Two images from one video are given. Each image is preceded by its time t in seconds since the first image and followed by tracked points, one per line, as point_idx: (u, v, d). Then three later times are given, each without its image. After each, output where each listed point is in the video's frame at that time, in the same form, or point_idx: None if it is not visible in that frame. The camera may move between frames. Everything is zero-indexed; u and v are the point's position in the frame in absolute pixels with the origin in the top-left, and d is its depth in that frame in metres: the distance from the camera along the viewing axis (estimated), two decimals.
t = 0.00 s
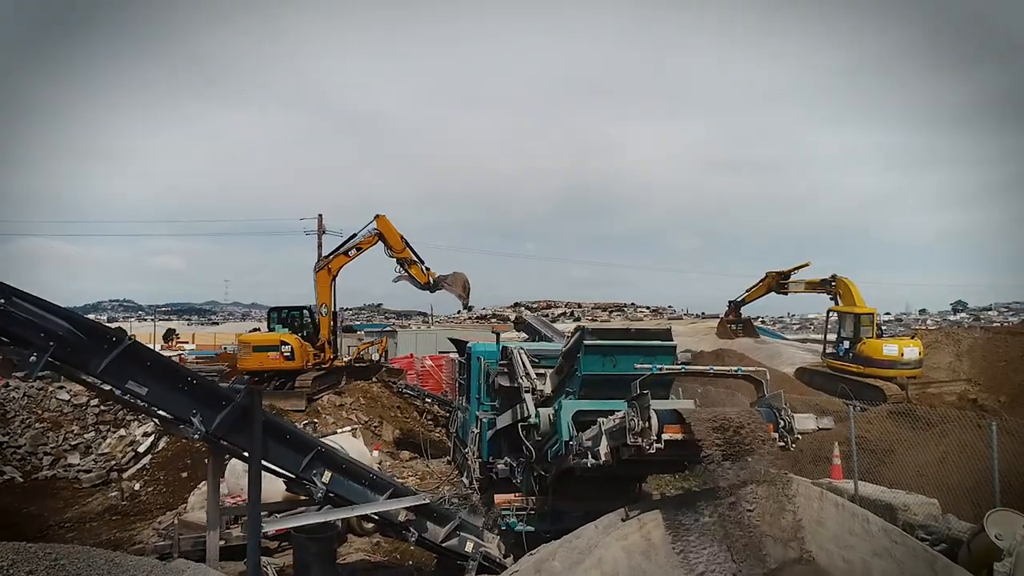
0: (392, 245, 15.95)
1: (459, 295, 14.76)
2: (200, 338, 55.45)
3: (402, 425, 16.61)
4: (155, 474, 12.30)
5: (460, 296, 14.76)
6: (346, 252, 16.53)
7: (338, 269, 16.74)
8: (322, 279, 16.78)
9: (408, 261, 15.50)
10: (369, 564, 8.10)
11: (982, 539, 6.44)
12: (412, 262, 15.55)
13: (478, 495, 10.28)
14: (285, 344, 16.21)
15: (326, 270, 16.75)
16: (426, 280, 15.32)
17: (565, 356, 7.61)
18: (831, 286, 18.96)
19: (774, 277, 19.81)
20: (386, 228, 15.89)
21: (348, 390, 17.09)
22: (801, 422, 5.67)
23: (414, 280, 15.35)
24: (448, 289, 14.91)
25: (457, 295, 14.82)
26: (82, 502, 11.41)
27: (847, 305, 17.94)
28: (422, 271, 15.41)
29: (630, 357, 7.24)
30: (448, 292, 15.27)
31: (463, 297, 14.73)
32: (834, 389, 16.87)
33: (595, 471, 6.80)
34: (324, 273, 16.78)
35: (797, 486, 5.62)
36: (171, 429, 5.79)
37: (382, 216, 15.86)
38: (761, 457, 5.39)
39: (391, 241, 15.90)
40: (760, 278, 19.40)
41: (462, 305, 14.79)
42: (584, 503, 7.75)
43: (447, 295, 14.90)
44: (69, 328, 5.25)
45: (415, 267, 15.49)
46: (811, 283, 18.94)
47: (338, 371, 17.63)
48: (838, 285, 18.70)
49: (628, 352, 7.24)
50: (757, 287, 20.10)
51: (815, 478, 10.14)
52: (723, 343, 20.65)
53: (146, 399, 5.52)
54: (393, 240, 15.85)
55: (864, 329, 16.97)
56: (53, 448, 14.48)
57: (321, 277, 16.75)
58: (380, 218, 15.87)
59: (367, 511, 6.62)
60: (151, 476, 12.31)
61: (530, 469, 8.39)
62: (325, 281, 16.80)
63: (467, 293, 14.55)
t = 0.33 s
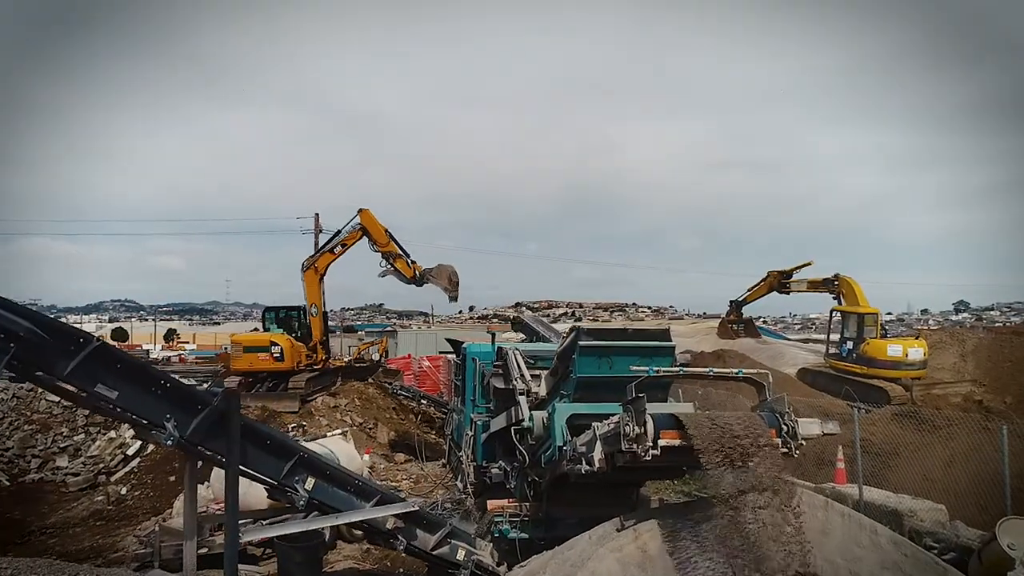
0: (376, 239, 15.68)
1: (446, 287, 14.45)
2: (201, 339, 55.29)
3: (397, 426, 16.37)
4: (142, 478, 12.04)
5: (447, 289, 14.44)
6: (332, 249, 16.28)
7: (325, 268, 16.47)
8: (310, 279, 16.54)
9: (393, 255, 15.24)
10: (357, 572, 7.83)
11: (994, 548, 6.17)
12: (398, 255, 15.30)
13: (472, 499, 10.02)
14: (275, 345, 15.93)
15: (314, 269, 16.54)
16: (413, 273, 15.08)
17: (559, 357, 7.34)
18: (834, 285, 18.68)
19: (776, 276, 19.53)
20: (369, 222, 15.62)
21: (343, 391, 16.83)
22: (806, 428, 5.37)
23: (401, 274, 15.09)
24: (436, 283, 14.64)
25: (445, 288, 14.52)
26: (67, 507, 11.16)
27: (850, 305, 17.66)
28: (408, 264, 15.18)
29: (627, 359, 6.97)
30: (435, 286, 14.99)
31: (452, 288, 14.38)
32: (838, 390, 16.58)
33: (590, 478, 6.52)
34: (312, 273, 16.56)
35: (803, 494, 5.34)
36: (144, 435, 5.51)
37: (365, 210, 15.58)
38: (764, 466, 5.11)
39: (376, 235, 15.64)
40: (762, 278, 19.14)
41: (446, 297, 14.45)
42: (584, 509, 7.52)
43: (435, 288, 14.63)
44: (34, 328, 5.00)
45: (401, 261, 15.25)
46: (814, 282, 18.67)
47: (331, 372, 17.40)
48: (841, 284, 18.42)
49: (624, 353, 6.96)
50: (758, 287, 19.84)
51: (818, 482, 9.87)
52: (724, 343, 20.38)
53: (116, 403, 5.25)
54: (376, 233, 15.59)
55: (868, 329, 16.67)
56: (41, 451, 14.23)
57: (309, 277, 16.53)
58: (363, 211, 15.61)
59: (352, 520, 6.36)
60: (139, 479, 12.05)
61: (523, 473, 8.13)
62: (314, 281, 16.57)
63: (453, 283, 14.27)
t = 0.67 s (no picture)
0: (355, 233, 15.47)
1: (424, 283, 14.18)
2: (199, 339, 55.11)
3: (391, 428, 16.18)
4: (129, 481, 11.79)
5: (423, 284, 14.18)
6: (314, 246, 16.06)
7: (309, 266, 16.22)
8: (296, 279, 16.30)
9: (371, 249, 15.03)
10: None
11: (1002, 557, 5.95)
12: (376, 250, 15.09)
13: (464, 503, 9.79)
14: (260, 345, 15.66)
15: (298, 269, 16.30)
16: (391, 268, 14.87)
17: (550, 359, 7.10)
18: (835, 285, 18.43)
19: (776, 275, 19.28)
20: (348, 216, 15.42)
21: (336, 392, 16.61)
22: (805, 433, 5.10)
23: (380, 269, 14.91)
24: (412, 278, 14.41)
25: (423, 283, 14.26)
26: (51, 511, 10.90)
27: (851, 304, 17.41)
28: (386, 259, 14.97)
29: (619, 360, 6.72)
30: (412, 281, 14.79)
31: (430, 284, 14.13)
32: (839, 391, 16.34)
33: (581, 483, 6.27)
34: (296, 273, 16.30)
35: (801, 503, 5.14)
36: (114, 441, 5.27)
37: (344, 204, 15.37)
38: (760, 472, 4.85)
39: (354, 229, 15.43)
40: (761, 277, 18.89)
41: (422, 292, 14.17)
42: (576, 512, 7.29)
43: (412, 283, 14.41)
44: None
45: (380, 255, 15.04)
46: (814, 281, 18.42)
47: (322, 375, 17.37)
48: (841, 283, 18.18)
49: (618, 355, 6.72)
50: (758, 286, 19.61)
51: (819, 486, 9.64)
52: (723, 343, 20.13)
53: (82, 408, 5.01)
54: (355, 228, 15.38)
55: (869, 329, 16.39)
56: (28, 453, 13.99)
57: (294, 278, 16.27)
58: (343, 205, 15.41)
59: (333, 527, 6.14)
60: (125, 482, 11.81)
61: (514, 478, 7.89)
62: (299, 281, 16.31)
63: (429, 276, 13.96)
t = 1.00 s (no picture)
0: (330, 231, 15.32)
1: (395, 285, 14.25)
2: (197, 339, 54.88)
3: (384, 429, 16.02)
4: (115, 484, 11.56)
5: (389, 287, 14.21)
6: (294, 245, 15.89)
7: (292, 266, 16.06)
8: (280, 279, 16.12)
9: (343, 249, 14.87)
10: None
11: (1004, 564, 5.78)
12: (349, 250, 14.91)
13: (454, 506, 9.60)
14: (242, 345, 15.37)
15: (283, 269, 16.13)
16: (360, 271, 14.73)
17: (539, 360, 6.89)
18: (834, 284, 18.22)
19: (775, 274, 19.06)
20: (324, 213, 15.25)
21: (329, 392, 16.43)
22: (799, 437, 4.89)
23: (349, 269, 14.74)
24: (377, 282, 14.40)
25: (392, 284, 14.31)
26: (34, 514, 10.68)
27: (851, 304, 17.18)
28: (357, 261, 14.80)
29: (609, 361, 6.50)
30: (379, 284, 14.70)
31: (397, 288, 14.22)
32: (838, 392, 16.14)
33: (569, 488, 6.08)
34: (280, 273, 16.15)
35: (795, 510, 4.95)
36: (82, 446, 5.08)
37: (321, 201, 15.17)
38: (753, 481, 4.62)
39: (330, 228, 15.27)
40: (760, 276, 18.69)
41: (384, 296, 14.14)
42: (567, 516, 7.08)
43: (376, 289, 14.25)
44: None
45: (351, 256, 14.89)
46: (813, 280, 18.21)
47: (315, 375, 17.20)
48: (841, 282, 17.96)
49: (608, 356, 6.50)
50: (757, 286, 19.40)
51: (817, 489, 9.46)
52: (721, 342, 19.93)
53: (46, 410, 4.82)
54: (330, 226, 15.20)
55: (869, 329, 16.15)
56: (16, 455, 13.77)
57: (279, 279, 16.10)
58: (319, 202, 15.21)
59: (313, 533, 5.97)
60: (111, 485, 11.58)
61: (503, 482, 7.68)
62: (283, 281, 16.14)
63: (389, 281, 13.96)
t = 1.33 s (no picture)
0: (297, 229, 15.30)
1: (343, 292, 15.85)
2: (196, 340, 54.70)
3: (377, 430, 15.87)
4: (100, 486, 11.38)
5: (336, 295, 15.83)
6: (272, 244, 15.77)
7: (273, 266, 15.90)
8: (262, 278, 15.95)
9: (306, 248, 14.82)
10: None
11: (1003, 571, 5.61)
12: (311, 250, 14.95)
13: (443, 509, 9.41)
14: (224, 344, 15.50)
15: (265, 269, 15.96)
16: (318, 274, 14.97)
17: (525, 360, 6.71)
18: (832, 283, 18.03)
19: (773, 273, 18.88)
20: (293, 210, 15.17)
21: (322, 393, 16.27)
22: (789, 441, 4.70)
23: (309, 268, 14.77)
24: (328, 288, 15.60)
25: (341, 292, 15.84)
26: (17, 517, 10.50)
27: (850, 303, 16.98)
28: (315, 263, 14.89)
29: (597, 361, 6.33)
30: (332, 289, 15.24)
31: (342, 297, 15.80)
32: (837, 392, 15.95)
33: (553, 492, 5.90)
34: (263, 273, 15.99)
35: (784, 517, 4.80)
36: (47, 450, 4.91)
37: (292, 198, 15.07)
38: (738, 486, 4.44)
39: (298, 225, 15.21)
40: (758, 276, 18.50)
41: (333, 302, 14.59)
42: (555, 518, 6.90)
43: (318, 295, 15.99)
44: None
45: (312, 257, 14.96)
46: (812, 279, 18.02)
47: (309, 374, 17.06)
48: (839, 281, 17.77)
49: (596, 355, 6.33)
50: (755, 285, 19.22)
51: (813, 492, 9.30)
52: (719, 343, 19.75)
53: (7, 412, 4.66)
54: (297, 223, 15.16)
55: (868, 328, 15.96)
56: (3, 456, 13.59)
57: (262, 280, 15.95)
58: (290, 199, 15.15)
59: (291, 538, 5.78)
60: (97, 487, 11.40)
61: (489, 485, 7.50)
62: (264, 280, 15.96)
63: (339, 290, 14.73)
